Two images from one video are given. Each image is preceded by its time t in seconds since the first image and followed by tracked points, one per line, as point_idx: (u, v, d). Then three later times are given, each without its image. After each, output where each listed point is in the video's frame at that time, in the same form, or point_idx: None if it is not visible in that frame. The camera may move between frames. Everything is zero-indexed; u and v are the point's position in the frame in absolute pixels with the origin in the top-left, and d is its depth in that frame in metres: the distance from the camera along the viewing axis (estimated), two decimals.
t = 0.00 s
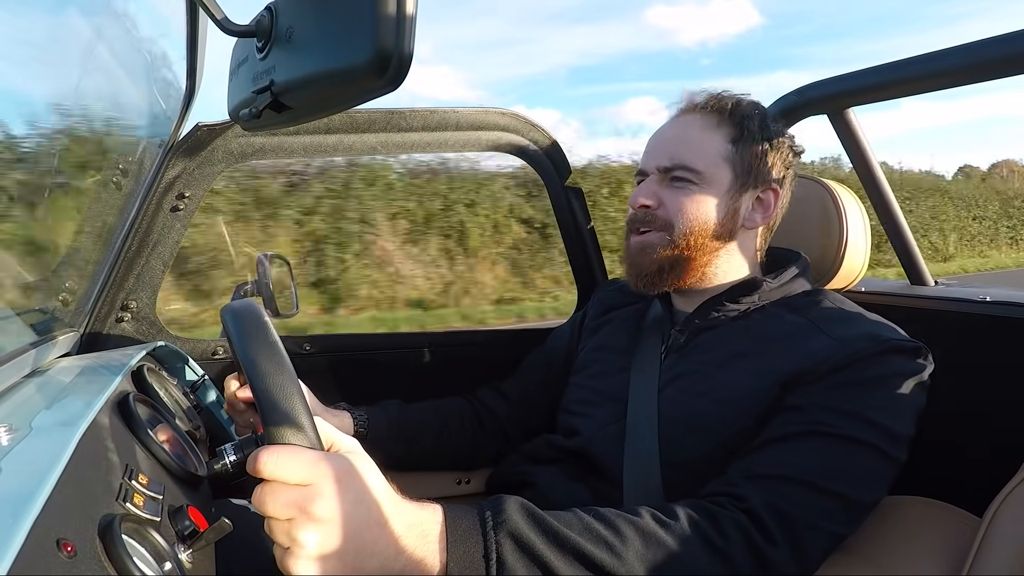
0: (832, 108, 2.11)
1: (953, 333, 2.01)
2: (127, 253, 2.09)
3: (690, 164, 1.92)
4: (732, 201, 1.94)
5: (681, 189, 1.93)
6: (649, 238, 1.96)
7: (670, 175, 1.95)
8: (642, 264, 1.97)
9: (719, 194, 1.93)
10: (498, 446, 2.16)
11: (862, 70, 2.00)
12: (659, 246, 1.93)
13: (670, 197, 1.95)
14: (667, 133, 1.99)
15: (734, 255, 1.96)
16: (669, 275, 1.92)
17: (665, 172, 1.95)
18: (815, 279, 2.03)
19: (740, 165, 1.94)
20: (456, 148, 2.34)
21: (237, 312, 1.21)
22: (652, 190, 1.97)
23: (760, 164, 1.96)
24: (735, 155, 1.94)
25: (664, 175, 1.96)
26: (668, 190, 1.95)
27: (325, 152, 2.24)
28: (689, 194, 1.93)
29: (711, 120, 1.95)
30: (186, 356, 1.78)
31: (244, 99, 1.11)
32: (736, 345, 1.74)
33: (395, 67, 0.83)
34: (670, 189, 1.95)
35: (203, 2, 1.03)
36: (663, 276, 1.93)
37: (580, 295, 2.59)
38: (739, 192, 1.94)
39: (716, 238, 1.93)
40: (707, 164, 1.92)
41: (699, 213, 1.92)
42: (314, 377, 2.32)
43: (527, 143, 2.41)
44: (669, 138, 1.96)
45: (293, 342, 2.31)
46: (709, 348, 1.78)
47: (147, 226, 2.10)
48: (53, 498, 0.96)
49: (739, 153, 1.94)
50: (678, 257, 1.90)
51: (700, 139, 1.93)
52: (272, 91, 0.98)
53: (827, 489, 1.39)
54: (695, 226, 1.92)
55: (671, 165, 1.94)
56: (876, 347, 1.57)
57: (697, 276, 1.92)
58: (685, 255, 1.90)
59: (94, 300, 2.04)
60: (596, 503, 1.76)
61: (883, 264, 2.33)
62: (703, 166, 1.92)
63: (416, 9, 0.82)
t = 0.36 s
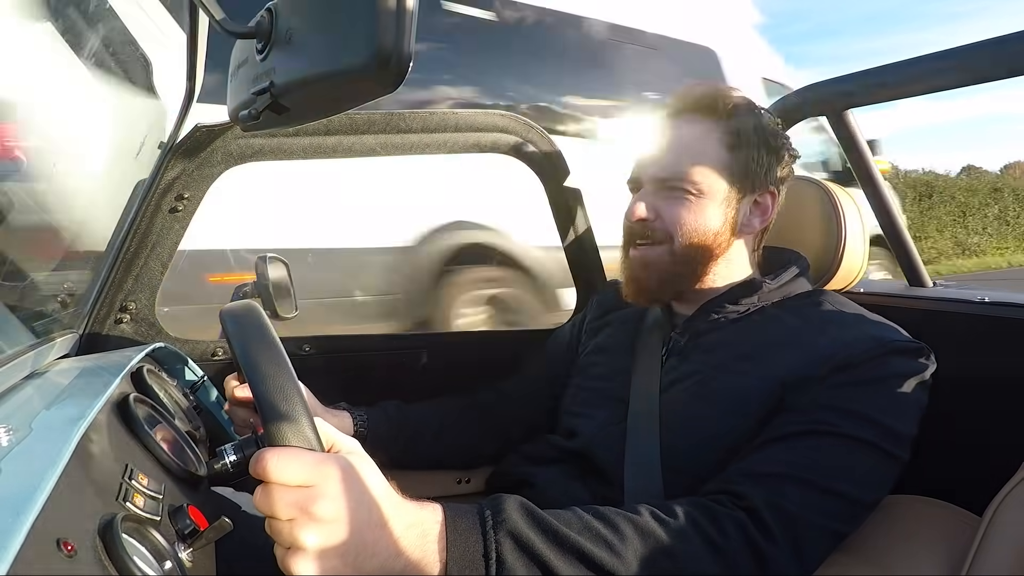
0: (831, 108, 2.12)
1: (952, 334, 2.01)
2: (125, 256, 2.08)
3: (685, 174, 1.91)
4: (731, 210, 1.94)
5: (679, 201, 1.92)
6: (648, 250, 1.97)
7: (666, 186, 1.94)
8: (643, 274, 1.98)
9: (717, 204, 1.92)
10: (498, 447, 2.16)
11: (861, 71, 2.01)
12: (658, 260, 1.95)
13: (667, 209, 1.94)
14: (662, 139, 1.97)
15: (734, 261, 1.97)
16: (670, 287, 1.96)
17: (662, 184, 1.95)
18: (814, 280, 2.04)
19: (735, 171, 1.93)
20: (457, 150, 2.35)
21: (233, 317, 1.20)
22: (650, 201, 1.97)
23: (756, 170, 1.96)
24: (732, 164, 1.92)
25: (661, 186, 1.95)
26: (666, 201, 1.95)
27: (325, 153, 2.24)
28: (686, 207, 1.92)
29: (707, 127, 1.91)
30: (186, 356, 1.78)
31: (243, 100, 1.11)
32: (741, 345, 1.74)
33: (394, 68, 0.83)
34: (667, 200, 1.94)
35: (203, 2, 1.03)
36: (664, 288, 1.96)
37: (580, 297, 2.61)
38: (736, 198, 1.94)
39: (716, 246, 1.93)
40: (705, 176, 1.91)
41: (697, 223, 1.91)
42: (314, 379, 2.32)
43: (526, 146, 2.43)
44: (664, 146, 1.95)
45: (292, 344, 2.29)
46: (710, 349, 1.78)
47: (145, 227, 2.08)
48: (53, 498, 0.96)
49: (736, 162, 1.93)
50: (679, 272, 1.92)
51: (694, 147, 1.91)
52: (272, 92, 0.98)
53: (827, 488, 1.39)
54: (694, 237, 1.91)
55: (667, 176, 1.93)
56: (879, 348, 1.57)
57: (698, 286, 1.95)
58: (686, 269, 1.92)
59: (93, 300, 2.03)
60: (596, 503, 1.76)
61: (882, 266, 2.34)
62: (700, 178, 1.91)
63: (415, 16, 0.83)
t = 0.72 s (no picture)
0: (832, 107, 2.11)
1: (952, 334, 2.00)
2: (128, 253, 2.08)
3: (685, 169, 1.91)
4: (731, 204, 1.94)
5: (678, 196, 1.92)
6: (648, 245, 1.95)
7: (666, 180, 1.93)
8: (644, 269, 1.96)
9: (717, 199, 1.92)
10: (498, 446, 2.16)
11: (863, 70, 2.00)
12: (659, 254, 1.93)
13: (666, 203, 1.93)
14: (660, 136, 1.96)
15: (736, 253, 1.97)
16: (671, 280, 1.93)
17: (662, 179, 1.94)
18: (815, 278, 2.03)
19: (735, 166, 1.94)
20: (457, 148, 2.35)
21: (233, 313, 1.20)
22: (649, 197, 1.96)
23: (756, 165, 1.96)
24: (732, 159, 1.93)
25: (660, 181, 1.94)
26: (665, 196, 1.93)
27: (326, 151, 2.24)
28: (686, 202, 1.91)
29: (708, 122, 1.93)
30: (186, 355, 1.78)
31: (244, 98, 1.11)
32: (738, 344, 1.74)
33: (396, 67, 0.83)
34: (667, 195, 1.93)
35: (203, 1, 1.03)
36: (666, 282, 1.94)
37: (580, 296, 2.59)
38: (736, 194, 1.94)
39: (716, 241, 1.92)
40: (705, 170, 1.91)
41: (697, 218, 1.91)
42: (315, 377, 2.33)
43: (528, 145, 2.42)
44: (663, 143, 1.95)
45: (293, 342, 2.32)
46: (709, 349, 1.78)
47: (147, 225, 2.10)
48: (53, 499, 0.96)
49: (736, 157, 1.93)
50: (680, 265, 1.91)
51: (694, 143, 1.92)
52: (273, 91, 0.98)
53: (826, 490, 1.39)
54: (694, 231, 1.91)
55: (666, 171, 1.93)
56: (876, 346, 1.57)
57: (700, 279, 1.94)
58: (687, 263, 1.91)
59: (95, 300, 2.04)
60: (596, 503, 1.76)
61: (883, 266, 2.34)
62: (700, 173, 1.91)
63: (415, 8, 0.82)
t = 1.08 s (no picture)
0: (833, 108, 2.11)
1: (953, 334, 2.00)
2: (128, 253, 2.08)
3: (690, 165, 1.91)
4: (734, 203, 1.94)
5: (681, 193, 1.92)
6: (650, 242, 1.95)
7: (669, 177, 1.94)
8: (645, 266, 1.96)
9: (719, 198, 1.92)
10: (498, 446, 2.16)
11: (864, 71, 2.00)
12: (660, 252, 1.93)
13: (670, 199, 1.93)
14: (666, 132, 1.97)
15: (736, 255, 1.97)
16: (671, 278, 1.93)
17: (665, 176, 1.94)
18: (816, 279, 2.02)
19: (739, 165, 1.93)
20: (459, 149, 2.34)
21: (235, 311, 1.20)
22: (652, 193, 1.96)
23: (760, 165, 1.96)
24: (736, 158, 1.93)
25: (664, 177, 1.94)
26: (668, 193, 1.94)
27: (327, 151, 2.24)
28: (688, 199, 1.92)
29: (713, 120, 1.93)
30: (186, 355, 1.77)
31: (245, 98, 1.11)
32: (739, 344, 1.74)
33: (396, 66, 0.82)
34: (670, 192, 1.93)
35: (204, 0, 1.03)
36: (666, 281, 1.93)
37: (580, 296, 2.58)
38: (739, 193, 1.94)
39: (718, 239, 1.92)
40: (708, 168, 1.91)
41: (700, 215, 1.91)
42: (315, 377, 2.32)
43: (531, 146, 2.42)
44: (668, 139, 1.95)
45: (293, 342, 2.31)
46: (710, 349, 1.77)
47: (148, 225, 2.09)
48: (53, 499, 0.95)
49: (740, 155, 1.93)
50: (681, 263, 1.91)
51: (699, 140, 1.92)
52: (273, 91, 0.98)
53: (826, 490, 1.38)
54: (696, 229, 1.91)
55: (670, 167, 1.93)
56: (874, 340, 1.57)
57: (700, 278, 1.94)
58: (687, 261, 1.91)
59: (95, 300, 2.04)
60: (596, 503, 1.75)
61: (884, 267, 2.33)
62: (704, 170, 1.91)
63: (416, 6, 0.81)
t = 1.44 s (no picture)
0: (833, 108, 2.11)
1: (953, 334, 2.00)
2: (127, 253, 2.08)
3: (687, 163, 1.91)
4: (731, 200, 1.94)
5: (680, 189, 1.92)
6: (649, 239, 1.95)
7: (668, 174, 1.94)
8: (643, 263, 1.96)
9: (717, 194, 1.92)
10: (497, 446, 2.16)
11: (863, 70, 1.99)
12: (660, 249, 1.93)
13: (668, 197, 1.94)
14: (664, 129, 1.97)
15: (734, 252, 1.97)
16: (670, 276, 1.93)
17: (664, 172, 1.94)
18: (815, 278, 2.02)
19: (737, 162, 1.94)
20: (457, 148, 2.34)
21: (234, 313, 1.20)
22: (650, 190, 1.96)
23: (758, 162, 1.96)
24: (733, 154, 1.93)
25: (662, 174, 1.95)
26: (667, 190, 1.94)
27: (326, 151, 2.24)
28: (687, 196, 1.92)
29: (710, 117, 1.94)
30: (186, 357, 1.77)
31: (244, 98, 1.11)
32: (739, 344, 1.74)
33: (396, 66, 0.82)
34: (668, 189, 1.94)
35: (203, 1, 1.03)
36: (666, 278, 1.93)
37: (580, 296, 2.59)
38: (737, 190, 1.94)
39: (716, 237, 1.92)
40: (706, 164, 1.91)
41: (698, 213, 1.91)
42: (314, 377, 2.32)
43: (531, 146, 2.43)
44: (666, 138, 1.96)
45: (292, 342, 2.31)
46: (710, 350, 1.77)
47: (147, 225, 2.09)
48: (53, 500, 0.95)
49: (738, 152, 1.93)
50: (680, 260, 1.91)
51: (696, 137, 1.92)
52: (273, 91, 0.98)
53: (827, 491, 1.39)
54: (695, 226, 1.91)
55: (669, 164, 1.93)
56: (874, 341, 1.57)
57: (699, 276, 1.93)
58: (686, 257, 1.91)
59: (95, 300, 2.04)
60: (596, 504, 1.75)
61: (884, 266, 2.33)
62: (702, 166, 1.91)
63: (416, 6, 0.81)
